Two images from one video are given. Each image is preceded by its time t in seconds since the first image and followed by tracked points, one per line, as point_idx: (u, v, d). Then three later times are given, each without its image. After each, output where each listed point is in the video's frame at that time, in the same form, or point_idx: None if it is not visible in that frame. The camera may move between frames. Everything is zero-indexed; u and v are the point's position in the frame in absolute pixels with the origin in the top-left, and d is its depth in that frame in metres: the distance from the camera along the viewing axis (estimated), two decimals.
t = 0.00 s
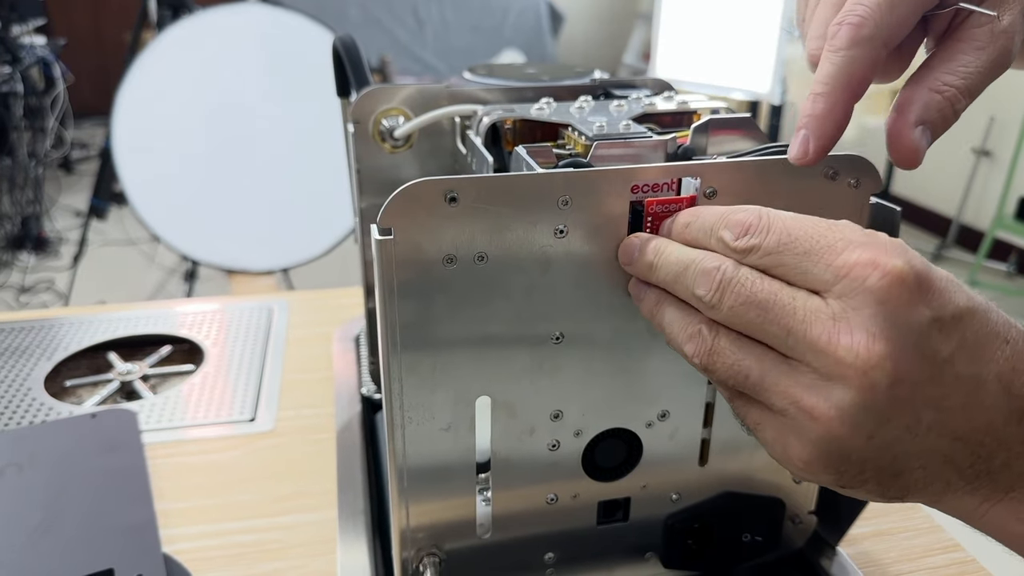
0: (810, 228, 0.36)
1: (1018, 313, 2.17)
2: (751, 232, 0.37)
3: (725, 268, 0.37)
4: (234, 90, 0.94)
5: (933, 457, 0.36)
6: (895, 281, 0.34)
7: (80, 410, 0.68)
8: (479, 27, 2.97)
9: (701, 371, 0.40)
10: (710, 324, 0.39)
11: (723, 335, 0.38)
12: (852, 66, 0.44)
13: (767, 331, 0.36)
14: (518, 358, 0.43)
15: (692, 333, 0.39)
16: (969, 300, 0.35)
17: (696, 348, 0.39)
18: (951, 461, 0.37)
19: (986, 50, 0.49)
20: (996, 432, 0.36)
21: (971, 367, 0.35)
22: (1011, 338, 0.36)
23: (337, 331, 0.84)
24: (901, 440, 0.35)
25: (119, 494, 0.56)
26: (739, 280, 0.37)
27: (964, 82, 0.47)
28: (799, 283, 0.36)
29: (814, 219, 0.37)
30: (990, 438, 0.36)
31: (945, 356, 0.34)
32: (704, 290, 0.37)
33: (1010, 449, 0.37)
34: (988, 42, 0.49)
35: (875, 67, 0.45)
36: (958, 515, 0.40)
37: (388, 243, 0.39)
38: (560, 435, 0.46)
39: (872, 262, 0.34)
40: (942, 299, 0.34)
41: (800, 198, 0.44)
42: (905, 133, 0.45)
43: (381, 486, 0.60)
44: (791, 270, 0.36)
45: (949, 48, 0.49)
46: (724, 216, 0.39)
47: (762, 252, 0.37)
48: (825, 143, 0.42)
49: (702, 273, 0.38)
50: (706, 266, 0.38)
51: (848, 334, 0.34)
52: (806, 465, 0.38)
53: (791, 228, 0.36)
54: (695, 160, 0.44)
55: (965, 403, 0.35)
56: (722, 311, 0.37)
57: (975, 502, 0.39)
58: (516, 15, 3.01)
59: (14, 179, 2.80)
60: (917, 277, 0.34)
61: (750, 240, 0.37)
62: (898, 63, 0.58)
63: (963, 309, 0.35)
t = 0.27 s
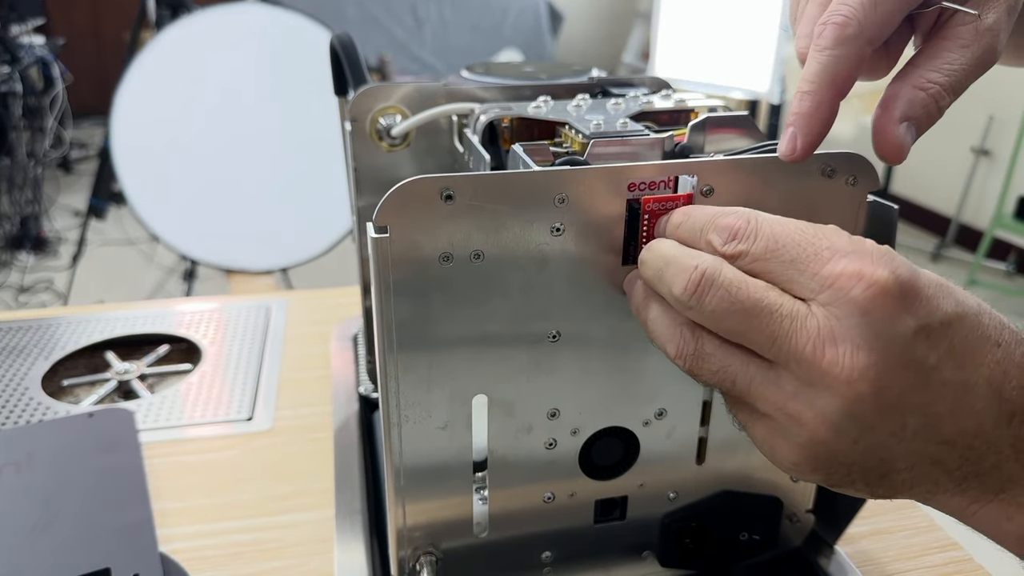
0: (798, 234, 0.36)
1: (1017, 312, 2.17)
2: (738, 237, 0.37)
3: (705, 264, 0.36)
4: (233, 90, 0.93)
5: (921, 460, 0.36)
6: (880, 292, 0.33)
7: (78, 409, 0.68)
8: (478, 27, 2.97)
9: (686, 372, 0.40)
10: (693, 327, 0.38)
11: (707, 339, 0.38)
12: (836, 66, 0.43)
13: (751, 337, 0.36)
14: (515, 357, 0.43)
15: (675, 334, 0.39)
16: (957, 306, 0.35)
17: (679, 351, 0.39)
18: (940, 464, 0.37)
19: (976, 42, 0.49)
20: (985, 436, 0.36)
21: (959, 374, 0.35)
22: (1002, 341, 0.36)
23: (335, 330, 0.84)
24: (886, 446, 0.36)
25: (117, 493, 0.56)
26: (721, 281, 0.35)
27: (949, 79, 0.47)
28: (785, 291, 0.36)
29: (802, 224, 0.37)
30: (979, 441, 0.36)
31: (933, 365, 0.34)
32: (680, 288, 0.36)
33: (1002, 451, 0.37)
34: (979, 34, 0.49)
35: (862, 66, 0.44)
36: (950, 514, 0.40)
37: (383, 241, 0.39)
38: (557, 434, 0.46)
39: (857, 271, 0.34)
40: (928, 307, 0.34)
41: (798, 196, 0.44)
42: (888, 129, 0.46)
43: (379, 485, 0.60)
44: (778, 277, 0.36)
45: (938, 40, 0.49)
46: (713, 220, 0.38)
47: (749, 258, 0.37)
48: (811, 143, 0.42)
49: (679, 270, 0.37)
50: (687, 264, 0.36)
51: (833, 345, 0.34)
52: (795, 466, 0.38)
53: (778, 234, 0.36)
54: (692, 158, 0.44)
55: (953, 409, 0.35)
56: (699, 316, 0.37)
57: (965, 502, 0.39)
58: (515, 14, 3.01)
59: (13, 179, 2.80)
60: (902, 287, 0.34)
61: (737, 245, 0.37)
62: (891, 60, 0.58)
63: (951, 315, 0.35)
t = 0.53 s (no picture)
0: (815, 238, 0.36)
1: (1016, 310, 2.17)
2: (757, 243, 0.37)
3: (726, 271, 0.36)
4: (231, 89, 0.93)
5: (934, 463, 0.36)
6: (899, 298, 0.33)
7: (74, 408, 0.68)
8: (477, 26, 2.97)
9: (703, 375, 0.40)
10: (711, 331, 0.38)
11: (725, 342, 0.38)
12: (817, 42, 0.49)
13: (768, 341, 0.36)
14: (511, 354, 0.43)
15: (693, 339, 0.39)
16: (974, 310, 0.35)
17: (696, 354, 0.39)
18: (952, 465, 0.36)
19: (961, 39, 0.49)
20: (996, 438, 0.36)
21: (975, 379, 0.35)
22: (1016, 344, 0.36)
23: (331, 329, 0.84)
24: (901, 449, 0.35)
25: (112, 491, 0.56)
26: (741, 285, 0.36)
27: (933, 74, 0.48)
28: (803, 296, 0.36)
29: (818, 228, 0.36)
30: (990, 443, 0.36)
31: (950, 371, 0.34)
32: (701, 294, 0.37)
33: (1013, 453, 0.37)
34: (964, 31, 0.49)
35: (839, 39, 0.50)
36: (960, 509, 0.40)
37: (377, 238, 0.38)
38: (552, 431, 0.46)
39: (875, 278, 0.34)
40: (946, 313, 0.34)
41: (793, 192, 0.44)
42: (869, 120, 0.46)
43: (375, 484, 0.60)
44: (796, 283, 0.36)
45: (924, 36, 0.50)
46: (728, 224, 0.38)
47: (767, 263, 0.36)
48: (785, 120, 0.48)
49: (699, 276, 0.37)
50: (705, 270, 0.37)
51: (851, 351, 0.34)
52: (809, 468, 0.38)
53: (796, 239, 0.36)
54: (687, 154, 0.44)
55: (967, 414, 0.35)
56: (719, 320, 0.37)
57: (975, 499, 0.39)
58: (514, 13, 3.01)
59: (12, 179, 2.80)
60: (920, 293, 0.33)
61: (756, 251, 0.37)
62: (880, 57, 0.59)
63: (968, 320, 0.34)
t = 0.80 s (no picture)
0: (809, 248, 0.36)
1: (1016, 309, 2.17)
2: (751, 251, 0.37)
3: (724, 272, 0.36)
4: (230, 89, 0.93)
5: (931, 463, 0.36)
6: (891, 307, 0.33)
7: (73, 409, 0.68)
8: (476, 26, 2.97)
9: (699, 380, 0.40)
10: (705, 337, 0.38)
11: (719, 349, 0.38)
12: (794, 61, 0.50)
13: (763, 347, 0.36)
14: (508, 355, 0.43)
15: (688, 344, 0.39)
16: (968, 313, 0.34)
17: (692, 359, 0.39)
18: (948, 465, 0.37)
19: (941, 58, 0.51)
20: (992, 437, 0.36)
21: (969, 381, 0.35)
22: (1012, 344, 0.36)
23: (330, 329, 0.84)
24: (897, 452, 0.36)
25: (110, 492, 0.56)
26: (740, 287, 0.36)
27: (913, 90, 0.49)
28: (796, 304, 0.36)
29: (813, 235, 0.36)
30: (987, 442, 0.36)
31: (943, 375, 0.34)
32: (700, 293, 0.37)
33: (1011, 450, 0.37)
34: (944, 50, 0.51)
35: (818, 59, 0.51)
36: (956, 503, 0.40)
37: (374, 238, 0.38)
38: (549, 431, 0.46)
39: (866, 288, 0.33)
40: (939, 318, 0.34)
41: (790, 192, 0.44)
42: (848, 140, 0.44)
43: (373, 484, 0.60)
44: (790, 290, 0.36)
45: (905, 55, 0.51)
46: (725, 230, 0.39)
47: (760, 272, 0.37)
48: (765, 132, 0.47)
49: (698, 276, 0.37)
50: (704, 271, 0.37)
51: (843, 359, 0.34)
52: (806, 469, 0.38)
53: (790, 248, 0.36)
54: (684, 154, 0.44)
55: (962, 416, 0.35)
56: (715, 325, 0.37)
57: (972, 495, 0.39)
58: (514, 13, 3.01)
59: (12, 179, 2.80)
60: (911, 301, 0.33)
61: (750, 259, 0.37)
62: (868, 68, 0.62)
63: (962, 324, 0.34)
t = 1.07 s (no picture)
0: (801, 244, 0.36)
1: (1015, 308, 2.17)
2: (744, 248, 0.38)
3: (719, 267, 0.37)
4: (230, 89, 0.93)
5: (925, 458, 0.36)
6: (881, 302, 0.33)
7: (72, 409, 0.68)
8: (475, 27, 2.97)
9: (694, 377, 0.40)
10: (700, 334, 0.38)
11: (713, 346, 0.38)
12: (794, 64, 0.50)
13: (757, 343, 0.36)
14: (504, 354, 0.43)
15: (683, 341, 0.39)
16: (961, 308, 0.34)
17: (686, 357, 0.39)
18: (943, 460, 0.37)
19: (936, 59, 0.51)
20: (987, 432, 0.36)
21: (962, 376, 0.35)
22: (1006, 339, 0.36)
23: (329, 329, 0.84)
24: (891, 447, 0.36)
25: (110, 491, 0.56)
26: (733, 284, 0.36)
27: (905, 91, 0.50)
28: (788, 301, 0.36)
29: (806, 232, 0.37)
30: (982, 437, 0.36)
31: (935, 370, 0.34)
32: (694, 288, 0.37)
33: (1006, 445, 0.37)
34: (938, 51, 0.52)
35: (817, 63, 0.50)
36: (952, 498, 0.40)
37: (371, 238, 0.39)
38: (546, 430, 0.46)
39: (857, 285, 0.34)
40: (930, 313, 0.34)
41: (786, 192, 0.44)
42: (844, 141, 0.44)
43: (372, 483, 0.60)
44: (783, 287, 0.36)
45: (900, 54, 0.52)
46: (720, 229, 0.39)
47: (753, 269, 0.37)
48: (766, 136, 0.47)
49: (694, 272, 0.37)
50: (699, 266, 0.37)
51: (835, 355, 0.34)
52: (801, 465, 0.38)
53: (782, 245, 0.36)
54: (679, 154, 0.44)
55: (956, 411, 0.35)
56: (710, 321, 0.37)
57: (968, 490, 0.39)
58: (513, 13, 3.01)
59: (11, 180, 2.80)
60: (901, 298, 0.33)
61: (743, 256, 0.38)
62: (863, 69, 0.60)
63: (954, 319, 0.34)
